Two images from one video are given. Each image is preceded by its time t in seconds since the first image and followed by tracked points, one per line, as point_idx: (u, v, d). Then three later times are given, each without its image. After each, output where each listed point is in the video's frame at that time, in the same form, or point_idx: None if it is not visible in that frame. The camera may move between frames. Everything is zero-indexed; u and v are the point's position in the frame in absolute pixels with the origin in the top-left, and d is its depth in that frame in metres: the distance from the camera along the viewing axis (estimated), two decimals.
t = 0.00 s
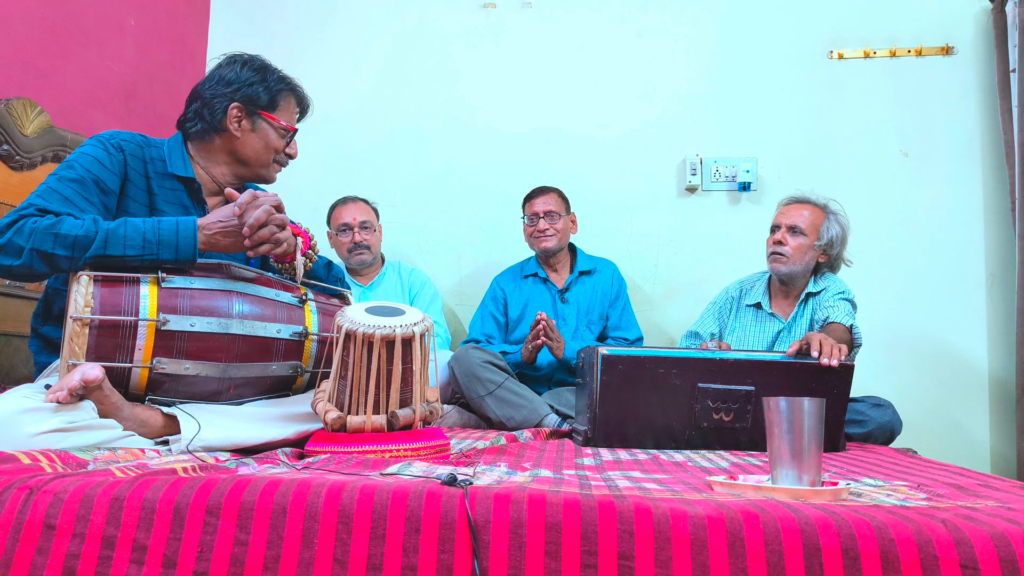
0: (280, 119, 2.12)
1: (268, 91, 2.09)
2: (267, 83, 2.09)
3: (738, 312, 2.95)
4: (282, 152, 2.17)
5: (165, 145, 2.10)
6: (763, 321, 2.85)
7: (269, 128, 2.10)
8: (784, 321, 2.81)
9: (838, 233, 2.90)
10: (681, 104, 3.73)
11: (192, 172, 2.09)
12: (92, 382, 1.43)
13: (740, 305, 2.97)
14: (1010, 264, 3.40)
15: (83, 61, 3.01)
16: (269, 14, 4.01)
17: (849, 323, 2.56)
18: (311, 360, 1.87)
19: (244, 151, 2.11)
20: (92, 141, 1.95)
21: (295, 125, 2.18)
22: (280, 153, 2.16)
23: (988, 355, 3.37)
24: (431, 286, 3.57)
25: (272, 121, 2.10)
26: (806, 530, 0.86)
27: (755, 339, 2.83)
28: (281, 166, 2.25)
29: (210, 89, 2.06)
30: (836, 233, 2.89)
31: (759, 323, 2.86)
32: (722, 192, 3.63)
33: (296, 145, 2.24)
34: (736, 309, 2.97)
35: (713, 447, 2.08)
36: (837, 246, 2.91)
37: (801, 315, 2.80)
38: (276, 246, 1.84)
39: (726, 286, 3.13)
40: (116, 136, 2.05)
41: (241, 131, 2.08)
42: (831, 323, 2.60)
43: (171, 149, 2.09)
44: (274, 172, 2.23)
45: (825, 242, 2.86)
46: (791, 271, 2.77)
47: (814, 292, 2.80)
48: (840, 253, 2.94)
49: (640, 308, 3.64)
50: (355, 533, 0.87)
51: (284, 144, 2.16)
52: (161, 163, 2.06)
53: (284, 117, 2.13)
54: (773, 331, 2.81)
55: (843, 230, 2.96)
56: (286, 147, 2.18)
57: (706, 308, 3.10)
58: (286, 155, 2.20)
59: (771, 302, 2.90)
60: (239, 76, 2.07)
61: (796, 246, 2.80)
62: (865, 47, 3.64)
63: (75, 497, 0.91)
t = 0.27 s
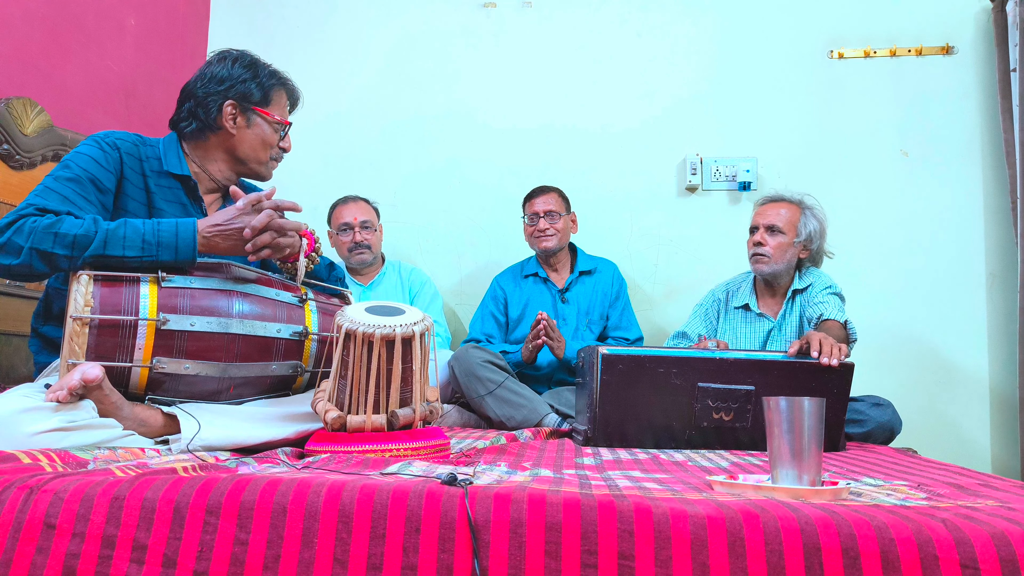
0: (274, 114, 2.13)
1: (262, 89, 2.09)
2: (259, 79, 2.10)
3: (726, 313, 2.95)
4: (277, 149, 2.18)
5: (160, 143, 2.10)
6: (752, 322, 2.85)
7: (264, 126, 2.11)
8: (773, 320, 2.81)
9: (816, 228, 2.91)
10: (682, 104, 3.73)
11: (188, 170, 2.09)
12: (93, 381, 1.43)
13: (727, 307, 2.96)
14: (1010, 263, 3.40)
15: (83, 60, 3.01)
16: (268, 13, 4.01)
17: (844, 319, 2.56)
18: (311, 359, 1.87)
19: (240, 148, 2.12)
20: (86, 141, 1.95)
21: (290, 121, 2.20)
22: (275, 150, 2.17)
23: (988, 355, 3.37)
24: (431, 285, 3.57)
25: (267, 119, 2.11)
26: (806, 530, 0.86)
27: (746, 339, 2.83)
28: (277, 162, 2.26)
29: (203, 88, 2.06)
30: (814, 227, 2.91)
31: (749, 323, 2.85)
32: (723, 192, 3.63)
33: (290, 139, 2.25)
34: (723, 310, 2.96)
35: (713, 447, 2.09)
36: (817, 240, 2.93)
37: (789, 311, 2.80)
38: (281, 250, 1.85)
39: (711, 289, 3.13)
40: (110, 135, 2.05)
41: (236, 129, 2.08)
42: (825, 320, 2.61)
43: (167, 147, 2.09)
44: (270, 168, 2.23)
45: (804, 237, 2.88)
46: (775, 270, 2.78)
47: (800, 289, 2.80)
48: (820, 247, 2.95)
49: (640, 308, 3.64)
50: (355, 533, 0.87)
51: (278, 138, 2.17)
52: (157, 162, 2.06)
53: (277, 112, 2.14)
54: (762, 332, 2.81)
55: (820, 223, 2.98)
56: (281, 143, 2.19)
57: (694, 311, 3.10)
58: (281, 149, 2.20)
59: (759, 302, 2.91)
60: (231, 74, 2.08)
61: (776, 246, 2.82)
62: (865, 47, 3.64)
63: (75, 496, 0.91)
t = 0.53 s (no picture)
0: (271, 115, 2.14)
1: (262, 90, 2.11)
2: (260, 81, 2.10)
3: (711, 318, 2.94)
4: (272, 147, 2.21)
5: (157, 142, 2.10)
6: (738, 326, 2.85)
7: (263, 126, 2.13)
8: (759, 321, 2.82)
9: (783, 225, 2.92)
10: (682, 104, 3.73)
11: (185, 167, 2.09)
12: (92, 381, 1.43)
13: (711, 313, 2.96)
14: (1010, 263, 3.40)
15: (83, 60, 3.01)
16: (268, 13, 4.01)
17: (838, 315, 2.56)
18: (311, 359, 1.87)
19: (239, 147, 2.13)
20: (84, 138, 1.95)
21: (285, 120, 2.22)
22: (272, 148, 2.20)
23: (988, 355, 3.37)
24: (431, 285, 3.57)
25: (267, 120, 2.13)
26: (806, 530, 0.86)
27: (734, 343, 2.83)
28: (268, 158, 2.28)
29: (203, 87, 2.04)
30: (781, 224, 2.92)
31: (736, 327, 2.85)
32: (722, 192, 3.63)
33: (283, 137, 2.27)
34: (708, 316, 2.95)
35: (713, 447, 2.09)
36: (788, 236, 2.93)
37: (775, 312, 2.80)
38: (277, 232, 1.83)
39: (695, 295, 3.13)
40: (108, 134, 2.05)
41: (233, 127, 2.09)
42: (819, 318, 2.60)
43: (163, 145, 2.09)
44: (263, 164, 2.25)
45: (773, 236, 2.88)
46: (751, 276, 2.82)
47: (782, 289, 2.80)
48: (791, 241, 2.96)
49: (640, 308, 3.64)
50: (355, 533, 0.87)
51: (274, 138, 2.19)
52: (153, 160, 2.06)
53: (273, 112, 2.15)
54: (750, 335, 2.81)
55: (786, 218, 2.99)
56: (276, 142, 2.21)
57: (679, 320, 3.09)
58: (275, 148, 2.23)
59: (742, 306, 2.92)
60: (232, 75, 2.07)
61: (746, 253, 2.84)
62: (865, 47, 3.64)
63: (75, 497, 0.91)
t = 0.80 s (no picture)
0: (264, 115, 2.17)
1: (254, 88, 2.12)
2: (253, 81, 2.13)
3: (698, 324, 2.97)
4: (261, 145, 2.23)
5: (153, 140, 2.08)
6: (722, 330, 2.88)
7: (255, 125, 2.15)
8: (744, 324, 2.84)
9: (753, 226, 2.91)
10: (682, 104, 3.73)
11: (178, 166, 2.07)
12: (92, 381, 1.43)
13: (697, 318, 2.98)
14: (1010, 264, 3.40)
15: (84, 60, 3.01)
16: (268, 13, 4.01)
17: (837, 314, 2.57)
18: (311, 359, 1.87)
19: (232, 146, 2.14)
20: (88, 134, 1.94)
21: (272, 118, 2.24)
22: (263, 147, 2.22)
23: (988, 355, 3.37)
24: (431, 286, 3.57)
25: (260, 119, 2.15)
26: (806, 530, 0.86)
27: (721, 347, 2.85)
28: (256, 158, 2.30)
29: (197, 86, 2.05)
30: (751, 226, 2.91)
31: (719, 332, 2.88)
32: (722, 192, 3.63)
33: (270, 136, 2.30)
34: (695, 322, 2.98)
35: (713, 448, 2.08)
36: (760, 235, 2.91)
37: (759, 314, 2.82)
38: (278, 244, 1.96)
39: (682, 300, 3.15)
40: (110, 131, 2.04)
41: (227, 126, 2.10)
42: (818, 317, 2.61)
43: (158, 144, 2.07)
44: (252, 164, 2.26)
45: (745, 239, 2.87)
46: (729, 282, 2.82)
47: (764, 291, 2.82)
48: (766, 241, 2.93)
49: (640, 309, 3.64)
50: (355, 533, 0.87)
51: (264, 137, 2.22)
52: (149, 158, 2.03)
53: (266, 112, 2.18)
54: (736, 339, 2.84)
55: (757, 220, 2.97)
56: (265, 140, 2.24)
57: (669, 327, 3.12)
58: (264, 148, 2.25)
59: (726, 310, 2.94)
60: (226, 75, 2.09)
61: (719, 260, 2.84)
62: (865, 47, 3.64)
63: (75, 497, 0.91)
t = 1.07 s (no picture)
0: (257, 112, 2.16)
1: (245, 85, 2.12)
2: (244, 78, 2.13)
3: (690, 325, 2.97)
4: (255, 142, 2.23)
5: (142, 140, 2.04)
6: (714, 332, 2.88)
7: (248, 122, 2.15)
8: (735, 326, 2.85)
9: (739, 229, 2.89)
10: (682, 104, 3.73)
11: (174, 166, 2.04)
12: (92, 379, 1.43)
13: (689, 318, 3.00)
14: (1010, 263, 3.40)
15: (84, 60, 3.01)
16: (268, 13, 4.01)
17: (835, 311, 2.56)
18: (311, 358, 1.87)
19: (226, 144, 2.14)
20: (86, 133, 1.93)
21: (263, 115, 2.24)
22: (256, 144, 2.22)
23: (988, 355, 3.37)
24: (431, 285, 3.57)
25: (252, 115, 2.15)
26: (806, 530, 0.86)
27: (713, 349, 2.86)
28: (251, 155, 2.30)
29: (188, 85, 2.05)
30: (736, 229, 2.89)
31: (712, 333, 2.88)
32: (723, 192, 3.62)
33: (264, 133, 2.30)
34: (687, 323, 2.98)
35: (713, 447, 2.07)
36: (747, 237, 2.90)
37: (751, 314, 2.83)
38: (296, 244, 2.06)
39: (675, 301, 3.17)
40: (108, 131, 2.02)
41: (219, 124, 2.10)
42: (815, 315, 2.59)
43: (150, 144, 2.03)
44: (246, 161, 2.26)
45: (731, 242, 2.86)
46: (719, 284, 2.83)
47: (755, 291, 2.82)
48: (752, 241, 2.93)
49: (640, 308, 3.64)
50: (355, 533, 0.87)
51: (256, 133, 2.21)
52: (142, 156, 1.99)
53: (259, 109, 2.17)
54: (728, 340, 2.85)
55: (742, 221, 2.95)
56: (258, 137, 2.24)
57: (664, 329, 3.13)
58: (258, 145, 2.25)
59: (719, 312, 2.95)
60: (217, 72, 2.09)
61: (706, 265, 2.84)
62: (865, 47, 3.64)
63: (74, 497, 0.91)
